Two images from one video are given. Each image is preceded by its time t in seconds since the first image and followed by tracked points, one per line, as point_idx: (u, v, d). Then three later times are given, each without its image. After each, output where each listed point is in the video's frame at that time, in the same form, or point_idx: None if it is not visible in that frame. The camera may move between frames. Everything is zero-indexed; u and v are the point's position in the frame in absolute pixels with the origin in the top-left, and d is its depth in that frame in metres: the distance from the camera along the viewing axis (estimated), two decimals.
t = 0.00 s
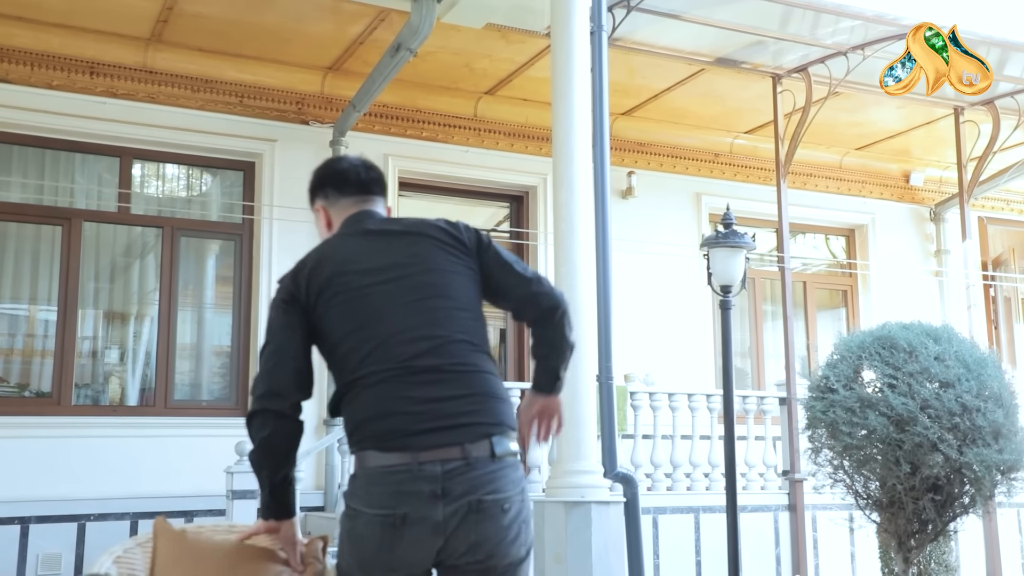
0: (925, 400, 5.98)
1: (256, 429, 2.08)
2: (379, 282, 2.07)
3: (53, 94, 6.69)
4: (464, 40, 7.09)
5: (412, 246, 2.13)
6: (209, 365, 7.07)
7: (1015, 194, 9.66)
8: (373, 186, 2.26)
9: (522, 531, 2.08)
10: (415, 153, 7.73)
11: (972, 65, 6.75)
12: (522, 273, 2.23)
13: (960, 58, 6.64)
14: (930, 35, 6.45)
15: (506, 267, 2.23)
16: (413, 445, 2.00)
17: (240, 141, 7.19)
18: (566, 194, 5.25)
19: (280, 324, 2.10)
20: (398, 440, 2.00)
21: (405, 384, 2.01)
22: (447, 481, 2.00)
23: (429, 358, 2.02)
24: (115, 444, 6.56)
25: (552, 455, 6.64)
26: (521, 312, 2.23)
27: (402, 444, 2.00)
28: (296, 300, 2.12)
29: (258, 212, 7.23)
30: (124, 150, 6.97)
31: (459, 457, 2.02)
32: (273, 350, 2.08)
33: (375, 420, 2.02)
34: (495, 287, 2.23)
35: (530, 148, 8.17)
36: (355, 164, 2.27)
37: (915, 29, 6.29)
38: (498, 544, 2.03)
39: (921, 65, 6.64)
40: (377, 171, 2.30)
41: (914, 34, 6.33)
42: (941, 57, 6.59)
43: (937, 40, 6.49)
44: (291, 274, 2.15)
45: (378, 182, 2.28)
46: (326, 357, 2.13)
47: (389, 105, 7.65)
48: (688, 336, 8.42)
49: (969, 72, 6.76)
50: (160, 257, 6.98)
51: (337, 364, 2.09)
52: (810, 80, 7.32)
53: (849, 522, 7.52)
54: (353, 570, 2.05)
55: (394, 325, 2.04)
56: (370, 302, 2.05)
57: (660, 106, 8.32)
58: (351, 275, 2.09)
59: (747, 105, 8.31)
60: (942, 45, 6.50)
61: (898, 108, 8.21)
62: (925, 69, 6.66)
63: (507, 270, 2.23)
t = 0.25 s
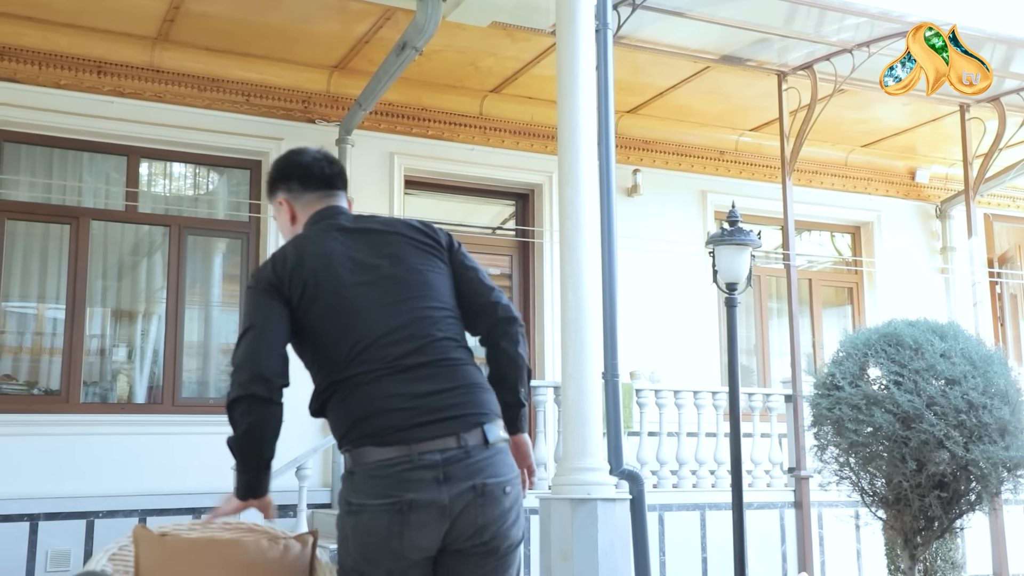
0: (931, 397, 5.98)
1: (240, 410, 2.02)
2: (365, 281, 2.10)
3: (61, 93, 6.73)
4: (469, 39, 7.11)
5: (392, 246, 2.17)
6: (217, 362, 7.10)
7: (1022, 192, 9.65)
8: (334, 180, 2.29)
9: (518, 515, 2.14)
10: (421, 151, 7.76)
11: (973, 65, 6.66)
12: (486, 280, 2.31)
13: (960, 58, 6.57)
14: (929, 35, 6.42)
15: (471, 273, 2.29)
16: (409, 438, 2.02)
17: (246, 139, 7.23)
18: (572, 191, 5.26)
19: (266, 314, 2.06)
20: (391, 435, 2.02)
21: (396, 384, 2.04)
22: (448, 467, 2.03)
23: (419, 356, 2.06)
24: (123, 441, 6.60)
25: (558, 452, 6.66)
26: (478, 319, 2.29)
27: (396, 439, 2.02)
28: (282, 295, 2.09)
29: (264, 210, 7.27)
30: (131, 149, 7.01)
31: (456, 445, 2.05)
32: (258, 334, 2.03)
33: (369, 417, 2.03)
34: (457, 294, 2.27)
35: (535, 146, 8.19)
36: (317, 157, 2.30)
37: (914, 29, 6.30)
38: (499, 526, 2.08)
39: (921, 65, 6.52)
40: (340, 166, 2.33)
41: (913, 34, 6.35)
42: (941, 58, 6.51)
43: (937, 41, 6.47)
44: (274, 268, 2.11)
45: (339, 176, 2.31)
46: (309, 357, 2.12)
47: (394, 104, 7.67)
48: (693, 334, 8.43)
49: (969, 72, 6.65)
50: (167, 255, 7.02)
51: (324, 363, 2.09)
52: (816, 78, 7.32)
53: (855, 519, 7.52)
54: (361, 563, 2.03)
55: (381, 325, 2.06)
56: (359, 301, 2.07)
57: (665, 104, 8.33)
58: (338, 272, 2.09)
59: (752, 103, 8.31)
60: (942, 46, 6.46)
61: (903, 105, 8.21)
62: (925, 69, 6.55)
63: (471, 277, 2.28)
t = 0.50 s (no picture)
0: (941, 393, 5.96)
1: (230, 424, 1.93)
2: (364, 278, 2.11)
3: (72, 92, 6.77)
4: (478, 36, 7.11)
5: (384, 242, 2.18)
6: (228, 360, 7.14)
7: None
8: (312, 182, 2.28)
9: (522, 499, 2.19)
10: (430, 149, 7.77)
11: (975, 67, 6.43)
12: (471, 271, 2.36)
13: (961, 60, 6.40)
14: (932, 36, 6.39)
15: (455, 266, 2.33)
16: (420, 430, 2.04)
17: (256, 137, 7.26)
18: (581, 187, 5.26)
19: (261, 326, 2.02)
20: (401, 429, 2.03)
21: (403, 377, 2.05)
22: (461, 454, 2.06)
23: (421, 349, 2.09)
24: (135, 438, 6.64)
25: (568, 449, 6.67)
26: (465, 310, 2.36)
27: (406, 431, 2.03)
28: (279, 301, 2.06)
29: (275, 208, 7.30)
30: (142, 147, 7.04)
31: (466, 433, 2.09)
32: (256, 347, 1.99)
33: (378, 415, 2.04)
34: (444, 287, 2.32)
35: (544, 143, 8.19)
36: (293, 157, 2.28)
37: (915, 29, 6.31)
38: (507, 511, 2.13)
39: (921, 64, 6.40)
40: (317, 165, 2.31)
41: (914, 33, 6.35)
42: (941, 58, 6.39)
43: (938, 41, 6.41)
44: (268, 273, 2.08)
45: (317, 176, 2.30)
46: (308, 360, 2.11)
47: (403, 101, 7.69)
48: (703, 330, 8.43)
49: (970, 73, 6.45)
50: (178, 253, 7.05)
51: (324, 364, 2.08)
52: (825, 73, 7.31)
53: (866, 515, 7.51)
54: (377, 552, 2.03)
55: (384, 320, 2.07)
56: (359, 298, 2.08)
57: (674, 101, 8.32)
58: (338, 271, 2.09)
59: (762, 99, 8.30)
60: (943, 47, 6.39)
61: (914, 101, 8.18)
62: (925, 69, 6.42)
63: (456, 270, 2.33)
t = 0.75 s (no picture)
0: (951, 389, 5.96)
1: (247, 445, 1.92)
2: (373, 278, 2.12)
3: (83, 91, 6.81)
4: (487, 34, 7.14)
5: (386, 245, 2.20)
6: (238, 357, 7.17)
7: None
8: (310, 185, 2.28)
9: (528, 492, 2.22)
10: (439, 146, 7.80)
11: (970, 66, 6.97)
12: (468, 267, 2.38)
13: (958, 58, 6.83)
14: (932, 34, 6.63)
15: (452, 264, 2.35)
16: (433, 427, 2.05)
17: (266, 135, 7.29)
18: (589, 184, 5.28)
19: (267, 347, 2.00)
20: (414, 427, 2.04)
21: (413, 376, 2.07)
22: (475, 449, 2.09)
23: (430, 348, 2.10)
24: (147, 434, 6.69)
25: (577, 445, 6.70)
26: (464, 307, 2.39)
27: (419, 429, 2.05)
28: (287, 310, 2.05)
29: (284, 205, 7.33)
30: (152, 146, 7.08)
31: (478, 428, 2.11)
32: (264, 360, 1.98)
33: (390, 413, 2.04)
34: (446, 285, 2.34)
35: (553, 141, 8.21)
36: (288, 162, 2.27)
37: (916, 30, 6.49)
38: (514, 504, 2.17)
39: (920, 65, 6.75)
40: (314, 167, 2.31)
41: (914, 34, 6.52)
42: (941, 58, 6.73)
43: (938, 40, 6.65)
44: (275, 283, 2.07)
45: (314, 178, 2.30)
46: (316, 365, 2.11)
47: (412, 99, 7.72)
48: (711, 327, 8.43)
49: (969, 72, 7.00)
50: (189, 251, 7.09)
51: (333, 367, 2.08)
52: (834, 70, 7.31)
53: (875, 511, 7.51)
54: (391, 546, 2.04)
55: (393, 321, 2.09)
56: (369, 298, 2.09)
57: (683, 97, 8.33)
58: (346, 273, 2.10)
59: (770, 95, 8.30)
60: (942, 46, 6.67)
61: (923, 97, 8.18)
62: (924, 68, 6.76)
63: (453, 268, 2.35)
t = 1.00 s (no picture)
0: (964, 385, 5.90)
1: (259, 448, 1.90)
2: (393, 283, 2.09)
3: (91, 88, 6.80)
4: (496, 29, 7.10)
5: (401, 250, 2.17)
6: (247, 354, 7.16)
7: None
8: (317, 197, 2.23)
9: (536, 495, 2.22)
10: (448, 143, 7.77)
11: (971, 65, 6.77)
12: (474, 271, 2.37)
13: (957, 58, 6.61)
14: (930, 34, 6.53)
15: (458, 268, 2.33)
16: (452, 431, 2.04)
17: (274, 132, 7.27)
18: (599, 181, 5.24)
19: (284, 356, 1.96)
20: (434, 432, 2.03)
21: (434, 382, 2.05)
22: (493, 451, 2.08)
23: (449, 352, 2.09)
24: (156, 432, 6.68)
25: (586, 442, 6.67)
26: (470, 310, 2.37)
27: (439, 434, 2.03)
28: (306, 318, 2.01)
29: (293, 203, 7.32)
30: (160, 143, 7.07)
31: (496, 430, 2.11)
32: (281, 367, 1.95)
33: (410, 415, 2.02)
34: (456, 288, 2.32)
35: (562, 137, 8.17)
36: (295, 174, 2.22)
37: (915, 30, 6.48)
38: (525, 506, 2.17)
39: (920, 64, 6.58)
40: (321, 177, 2.25)
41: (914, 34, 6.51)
42: (940, 58, 6.55)
43: (937, 41, 6.56)
44: (293, 291, 2.03)
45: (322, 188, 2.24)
46: (333, 372, 2.07)
47: (420, 95, 7.69)
48: (722, 324, 8.39)
49: (969, 72, 6.74)
50: (197, 248, 7.08)
51: (352, 373, 2.05)
52: (846, 64, 7.25)
53: (887, 509, 7.46)
54: (410, 544, 2.01)
55: (413, 326, 2.06)
56: (390, 303, 2.07)
57: (693, 93, 8.27)
58: (367, 278, 2.07)
59: (781, 90, 8.24)
60: (941, 46, 6.56)
61: (936, 91, 8.11)
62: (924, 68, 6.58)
63: (459, 271, 2.33)
